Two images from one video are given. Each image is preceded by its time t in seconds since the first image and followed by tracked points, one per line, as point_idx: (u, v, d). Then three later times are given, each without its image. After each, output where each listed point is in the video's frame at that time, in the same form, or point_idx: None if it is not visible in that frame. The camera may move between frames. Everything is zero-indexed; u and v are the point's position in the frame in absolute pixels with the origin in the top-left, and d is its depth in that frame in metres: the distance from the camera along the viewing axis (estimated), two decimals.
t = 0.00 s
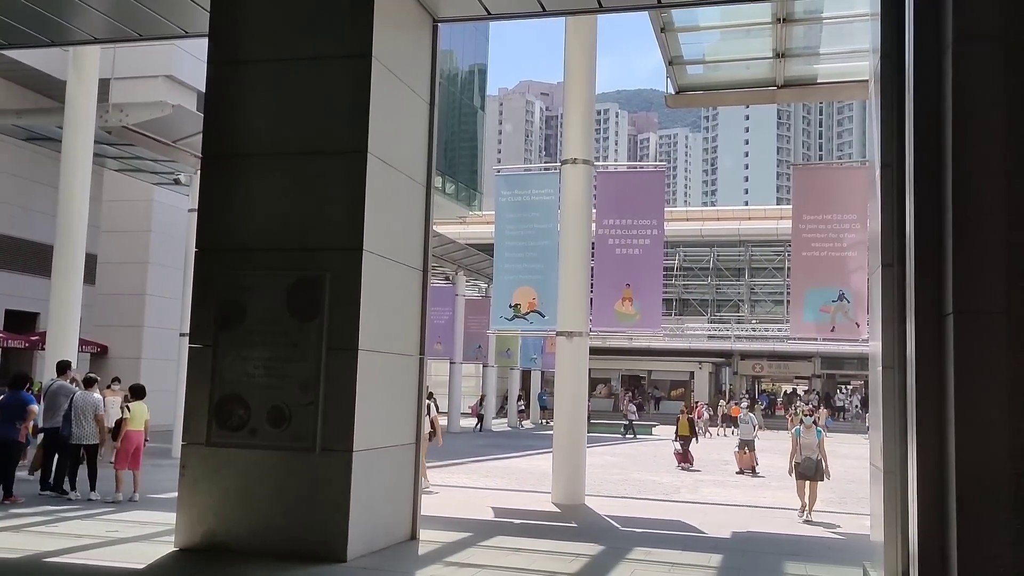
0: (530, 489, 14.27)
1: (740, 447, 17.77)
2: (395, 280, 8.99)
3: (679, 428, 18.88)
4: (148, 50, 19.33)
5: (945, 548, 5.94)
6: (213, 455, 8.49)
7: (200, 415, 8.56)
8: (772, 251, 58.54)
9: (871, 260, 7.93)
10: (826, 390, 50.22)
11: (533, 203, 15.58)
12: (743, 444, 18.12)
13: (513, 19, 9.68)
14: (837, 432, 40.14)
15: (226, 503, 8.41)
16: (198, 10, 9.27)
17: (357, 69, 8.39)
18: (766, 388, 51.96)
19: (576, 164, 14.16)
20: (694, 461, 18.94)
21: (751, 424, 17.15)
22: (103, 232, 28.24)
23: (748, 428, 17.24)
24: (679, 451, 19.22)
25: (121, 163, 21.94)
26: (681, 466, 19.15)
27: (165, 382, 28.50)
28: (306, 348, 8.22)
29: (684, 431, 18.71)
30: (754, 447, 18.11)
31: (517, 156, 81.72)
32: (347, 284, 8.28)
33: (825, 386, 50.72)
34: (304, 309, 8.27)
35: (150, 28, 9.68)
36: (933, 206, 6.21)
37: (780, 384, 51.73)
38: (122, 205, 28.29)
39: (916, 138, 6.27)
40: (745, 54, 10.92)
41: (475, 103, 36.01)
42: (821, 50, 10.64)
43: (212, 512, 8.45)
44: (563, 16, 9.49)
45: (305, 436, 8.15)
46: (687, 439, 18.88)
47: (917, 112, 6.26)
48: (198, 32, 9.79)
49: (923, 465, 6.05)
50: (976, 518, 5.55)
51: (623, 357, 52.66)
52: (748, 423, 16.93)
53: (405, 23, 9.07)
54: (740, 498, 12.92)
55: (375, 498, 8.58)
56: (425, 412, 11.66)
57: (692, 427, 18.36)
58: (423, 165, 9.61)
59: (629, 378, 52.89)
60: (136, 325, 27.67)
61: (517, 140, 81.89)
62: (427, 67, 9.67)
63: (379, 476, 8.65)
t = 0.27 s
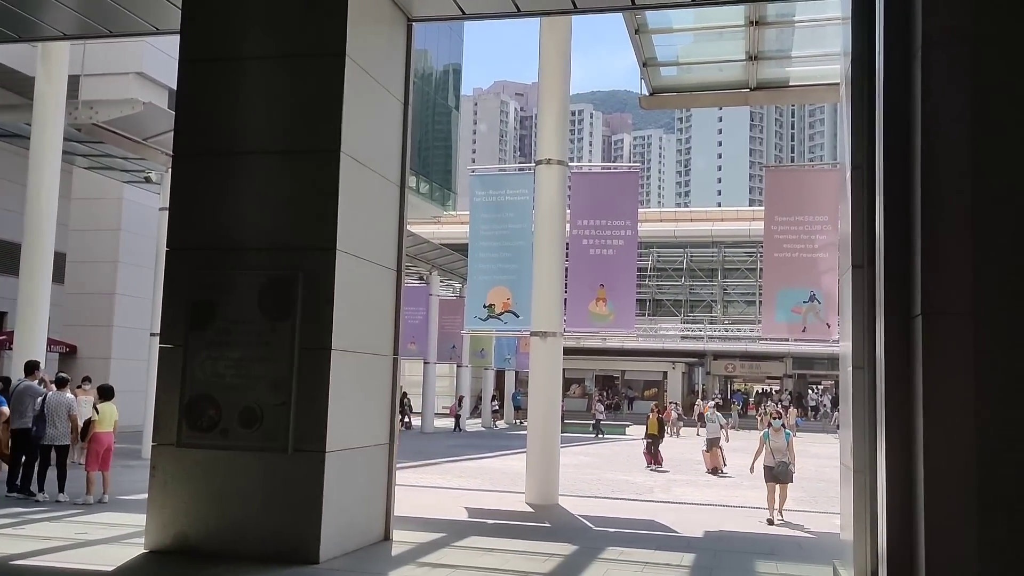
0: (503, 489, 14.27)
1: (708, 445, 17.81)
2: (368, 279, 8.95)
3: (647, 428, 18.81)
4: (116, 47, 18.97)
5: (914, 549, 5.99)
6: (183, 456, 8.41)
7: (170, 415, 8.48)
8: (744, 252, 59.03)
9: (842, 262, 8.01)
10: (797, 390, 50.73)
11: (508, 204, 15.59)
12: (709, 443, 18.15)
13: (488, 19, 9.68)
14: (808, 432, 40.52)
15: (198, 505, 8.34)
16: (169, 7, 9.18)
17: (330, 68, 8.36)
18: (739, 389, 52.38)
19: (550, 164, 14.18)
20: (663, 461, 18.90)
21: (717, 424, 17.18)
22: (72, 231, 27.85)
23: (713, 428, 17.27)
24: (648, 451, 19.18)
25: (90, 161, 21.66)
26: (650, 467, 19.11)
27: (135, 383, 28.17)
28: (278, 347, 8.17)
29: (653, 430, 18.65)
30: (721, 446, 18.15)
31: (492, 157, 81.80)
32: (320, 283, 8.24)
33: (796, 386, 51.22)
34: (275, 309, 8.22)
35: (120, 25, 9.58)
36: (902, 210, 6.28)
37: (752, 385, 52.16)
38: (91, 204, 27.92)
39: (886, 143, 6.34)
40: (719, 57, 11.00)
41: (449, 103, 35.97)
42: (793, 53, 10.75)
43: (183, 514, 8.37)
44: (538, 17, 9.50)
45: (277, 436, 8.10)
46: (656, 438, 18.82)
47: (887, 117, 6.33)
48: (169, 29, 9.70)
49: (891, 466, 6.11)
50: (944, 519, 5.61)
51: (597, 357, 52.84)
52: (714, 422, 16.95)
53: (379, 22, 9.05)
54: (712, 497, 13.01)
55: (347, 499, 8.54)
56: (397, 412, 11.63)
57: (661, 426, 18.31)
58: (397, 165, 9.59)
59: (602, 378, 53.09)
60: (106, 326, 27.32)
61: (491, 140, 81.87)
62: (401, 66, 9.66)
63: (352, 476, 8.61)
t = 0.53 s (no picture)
0: (493, 490, 14.30)
1: (692, 447, 17.75)
2: (357, 280, 8.94)
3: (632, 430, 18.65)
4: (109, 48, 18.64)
5: (902, 550, 6.03)
6: (171, 458, 8.39)
7: (159, 416, 8.45)
8: (732, 253, 59.24)
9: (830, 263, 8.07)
10: (785, 391, 50.94)
11: (497, 204, 15.61)
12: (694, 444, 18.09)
13: (478, 20, 9.68)
14: (795, 433, 40.68)
15: (187, 506, 8.31)
16: (158, 7, 9.15)
17: (320, 68, 8.35)
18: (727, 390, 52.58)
19: (540, 165, 14.23)
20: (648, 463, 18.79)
21: (702, 425, 17.14)
22: (58, 231, 27.68)
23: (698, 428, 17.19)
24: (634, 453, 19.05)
25: (78, 160, 21.53)
26: (635, 468, 19.01)
27: (122, 384, 28.00)
28: (267, 348, 8.15)
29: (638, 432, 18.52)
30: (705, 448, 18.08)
31: (481, 157, 81.96)
32: (309, 284, 8.23)
33: (784, 387, 51.44)
34: (264, 309, 8.20)
35: (108, 24, 9.55)
36: (890, 212, 6.32)
37: (740, 386, 52.36)
38: (78, 203, 27.75)
39: (875, 146, 6.38)
40: (706, 58, 11.05)
41: (439, 104, 35.94)
42: (781, 55, 10.81)
43: (171, 516, 8.34)
44: (528, 18, 9.51)
45: (266, 437, 8.07)
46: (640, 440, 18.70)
47: (875, 120, 6.37)
48: (157, 28, 9.67)
49: (880, 468, 6.15)
50: (933, 519, 5.65)
51: (586, 357, 52.90)
52: (699, 423, 16.91)
53: (368, 23, 9.04)
54: (700, 498, 13.07)
55: (336, 500, 8.53)
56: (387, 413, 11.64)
57: (646, 427, 18.20)
58: (387, 166, 9.59)
59: (590, 379, 52.90)
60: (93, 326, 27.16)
61: (481, 140, 81.89)
62: (391, 67, 9.65)
63: (341, 477, 8.60)
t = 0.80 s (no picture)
0: (487, 493, 14.31)
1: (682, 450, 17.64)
2: (352, 282, 8.94)
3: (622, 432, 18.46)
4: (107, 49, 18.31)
5: (897, 553, 6.05)
6: (165, 460, 8.37)
7: (153, 419, 8.44)
8: (726, 256, 59.36)
9: (824, 266, 8.10)
10: (779, 394, 51.04)
11: (492, 207, 15.61)
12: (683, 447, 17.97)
13: (473, 22, 9.69)
14: (789, 435, 40.76)
15: (180, 509, 8.29)
16: (153, 9, 9.14)
17: (315, 70, 8.34)
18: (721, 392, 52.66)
19: (534, 168, 14.26)
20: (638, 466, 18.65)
21: (692, 428, 17.05)
22: (51, 233, 27.58)
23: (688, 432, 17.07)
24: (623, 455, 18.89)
25: (71, 162, 21.45)
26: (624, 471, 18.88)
27: (115, 386, 27.89)
28: (262, 350, 8.14)
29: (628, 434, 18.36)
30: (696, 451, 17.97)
31: (475, 160, 82.06)
32: (305, 286, 8.22)
33: (778, 390, 51.54)
34: (259, 311, 8.19)
35: (103, 26, 9.53)
36: (884, 215, 6.34)
37: (734, 388, 52.44)
38: (71, 205, 27.65)
39: (869, 149, 6.40)
40: (701, 62, 11.07)
41: (433, 106, 35.93)
42: (775, 58, 10.85)
43: (165, 519, 8.33)
44: (523, 20, 9.52)
45: (260, 440, 8.06)
46: (630, 443, 18.56)
47: (869, 124, 6.40)
48: (152, 30, 9.65)
49: (875, 471, 6.17)
50: (927, 521, 5.67)
51: (580, 360, 52.90)
52: (690, 427, 16.82)
53: (364, 25, 9.05)
54: (694, 501, 13.11)
55: (331, 503, 8.52)
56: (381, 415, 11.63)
57: (636, 430, 18.03)
58: (381, 168, 9.59)
59: (585, 382, 53.35)
60: (86, 329, 27.08)
61: (475, 143, 81.90)
62: (386, 69, 9.66)
63: (335, 480, 8.59)
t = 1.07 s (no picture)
0: (488, 494, 14.32)
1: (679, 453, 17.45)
2: (353, 284, 8.94)
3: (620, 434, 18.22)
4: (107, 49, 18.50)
5: (899, 554, 6.06)
6: (166, 462, 8.38)
7: (154, 420, 8.44)
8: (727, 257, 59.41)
9: (825, 267, 8.11)
10: (780, 395, 51.07)
11: (493, 208, 15.59)
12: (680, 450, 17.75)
13: (474, 24, 9.71)
14: (789, 437, 40.76)
15: (181, 509, 8.30)
16: (155, 10, 9.16)
17: (317, 71, 8.35)
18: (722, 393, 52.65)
19: (535, 169, 14.28)
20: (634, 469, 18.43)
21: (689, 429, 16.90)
22: (53, 234, 27.60)
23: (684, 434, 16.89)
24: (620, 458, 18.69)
25: (73, 163, 21.46)
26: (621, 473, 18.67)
27: (116, 387, 27.88)
28: (263, 351, 8.15)
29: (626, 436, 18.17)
30: (692, 454, 17.79)
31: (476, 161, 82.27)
32: (306, 287, 8.23)
33: (779, 391, 51.58)
34: (260, 312, 8.20)
35: (105, 27, 9.54)
36: (887, 217, 6.35)
37: (735, 390, 52.48)
38: (73, 205, 27.68)
39: (871, 150, 6.41)
40: (701, 63, 11.10)
41: (434, 107, 35.96)
42: (777, 59, 10.86)
43: (165, 519, 8.33)
44: (524, 22, 9.53)
45: (261, 441, 8.07)
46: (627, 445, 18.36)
47: (871, 126, 6.40)
48: (154, 32, 9.66)
49: (877, 472, 6.17)
50: (928, 523, 5.68)
51: (581, 361, 52.95)
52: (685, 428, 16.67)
53: (365, 27, 9.05)
54: (695, 502, 13.12)
55: (332, 504, 8.53)
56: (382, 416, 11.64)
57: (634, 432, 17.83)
58: (383, 170, 9.60)
59: (586, 383, 52.38)
60: (87, 330, 27.09)
61: (476, 144, 81.96)
62: (387, 71, 9.67)
63: (336, 481, 8.59)
